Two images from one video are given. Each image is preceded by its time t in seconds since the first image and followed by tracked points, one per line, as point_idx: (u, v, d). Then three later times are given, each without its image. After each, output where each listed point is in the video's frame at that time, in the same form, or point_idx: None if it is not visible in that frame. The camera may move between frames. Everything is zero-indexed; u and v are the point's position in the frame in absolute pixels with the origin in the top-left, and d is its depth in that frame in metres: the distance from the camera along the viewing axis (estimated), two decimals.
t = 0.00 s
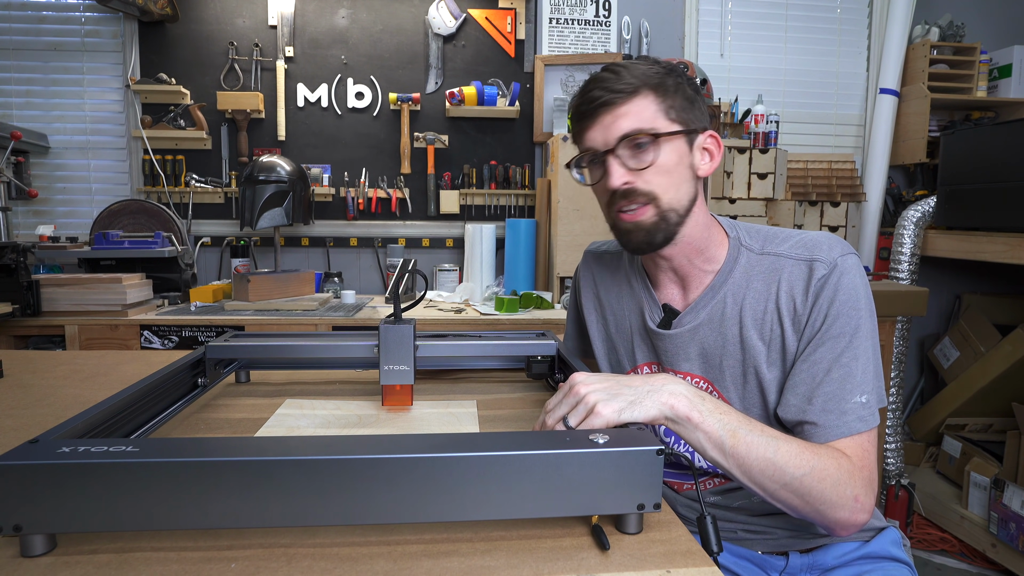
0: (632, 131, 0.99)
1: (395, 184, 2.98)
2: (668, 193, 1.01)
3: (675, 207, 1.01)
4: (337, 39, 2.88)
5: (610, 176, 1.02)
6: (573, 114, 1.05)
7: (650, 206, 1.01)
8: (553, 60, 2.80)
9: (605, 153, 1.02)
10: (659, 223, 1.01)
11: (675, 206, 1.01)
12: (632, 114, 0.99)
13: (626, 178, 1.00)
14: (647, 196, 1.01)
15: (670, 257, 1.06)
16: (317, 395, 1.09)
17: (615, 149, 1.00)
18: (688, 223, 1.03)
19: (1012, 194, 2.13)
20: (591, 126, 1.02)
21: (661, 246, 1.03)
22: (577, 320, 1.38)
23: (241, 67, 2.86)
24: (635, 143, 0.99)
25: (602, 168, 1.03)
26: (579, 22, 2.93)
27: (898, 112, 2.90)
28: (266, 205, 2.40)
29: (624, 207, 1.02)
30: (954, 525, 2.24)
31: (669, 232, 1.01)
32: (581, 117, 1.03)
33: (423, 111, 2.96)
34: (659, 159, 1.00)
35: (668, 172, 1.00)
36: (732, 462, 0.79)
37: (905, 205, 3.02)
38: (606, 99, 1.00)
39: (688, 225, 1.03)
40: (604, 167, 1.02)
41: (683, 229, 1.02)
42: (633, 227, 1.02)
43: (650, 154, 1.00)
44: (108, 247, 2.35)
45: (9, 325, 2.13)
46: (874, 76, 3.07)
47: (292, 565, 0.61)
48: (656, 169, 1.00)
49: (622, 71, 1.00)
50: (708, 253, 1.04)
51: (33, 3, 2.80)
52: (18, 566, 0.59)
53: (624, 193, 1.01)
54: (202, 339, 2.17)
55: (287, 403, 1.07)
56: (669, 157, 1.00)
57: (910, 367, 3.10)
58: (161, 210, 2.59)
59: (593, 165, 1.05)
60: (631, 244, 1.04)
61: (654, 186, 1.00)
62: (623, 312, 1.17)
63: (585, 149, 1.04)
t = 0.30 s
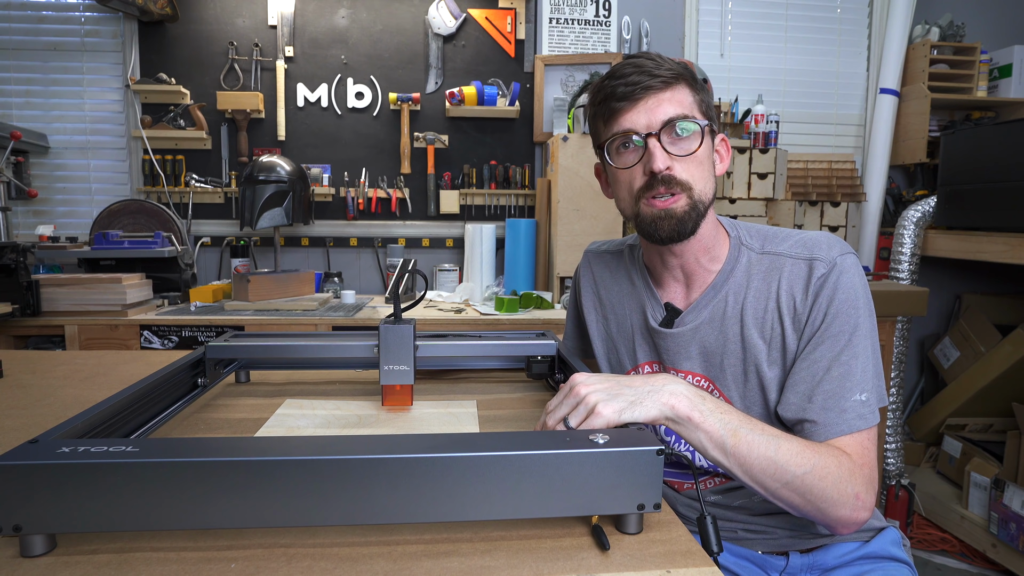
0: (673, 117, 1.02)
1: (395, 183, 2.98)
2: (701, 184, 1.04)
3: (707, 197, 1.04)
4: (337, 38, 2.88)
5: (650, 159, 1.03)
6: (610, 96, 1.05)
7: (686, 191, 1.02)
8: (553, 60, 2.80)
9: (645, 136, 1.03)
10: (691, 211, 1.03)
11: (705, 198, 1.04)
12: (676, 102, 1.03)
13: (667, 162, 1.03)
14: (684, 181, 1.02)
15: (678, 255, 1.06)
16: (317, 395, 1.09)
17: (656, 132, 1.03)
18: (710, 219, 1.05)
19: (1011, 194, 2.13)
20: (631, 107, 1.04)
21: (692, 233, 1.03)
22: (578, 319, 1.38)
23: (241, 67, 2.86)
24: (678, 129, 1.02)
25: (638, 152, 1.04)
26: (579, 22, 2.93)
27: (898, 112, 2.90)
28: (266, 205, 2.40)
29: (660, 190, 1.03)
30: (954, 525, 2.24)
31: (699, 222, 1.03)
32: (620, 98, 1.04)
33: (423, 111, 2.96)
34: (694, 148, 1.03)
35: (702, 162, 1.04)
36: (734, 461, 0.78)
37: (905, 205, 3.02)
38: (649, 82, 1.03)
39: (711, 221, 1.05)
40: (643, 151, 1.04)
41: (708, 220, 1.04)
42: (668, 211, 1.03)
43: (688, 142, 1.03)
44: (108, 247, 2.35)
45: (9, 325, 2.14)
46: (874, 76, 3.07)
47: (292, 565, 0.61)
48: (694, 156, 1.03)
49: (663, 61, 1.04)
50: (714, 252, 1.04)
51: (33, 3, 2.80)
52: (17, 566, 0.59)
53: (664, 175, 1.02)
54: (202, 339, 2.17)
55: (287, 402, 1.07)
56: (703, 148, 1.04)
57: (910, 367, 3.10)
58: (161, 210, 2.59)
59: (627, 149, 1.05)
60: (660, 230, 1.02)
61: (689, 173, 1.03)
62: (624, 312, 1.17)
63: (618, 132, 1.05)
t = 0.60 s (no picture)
0: (672, 117, 1.02)
1: (394, 183, 2.98)
2: (700, 184, 1.04)
3: (706, 197, 1.05)
4: (337, 38, 2.88)
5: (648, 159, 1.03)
6: (609, 96, 1.05)
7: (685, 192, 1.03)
8: (553, 60, 2.80)
9: (643, 136, 1.03)
10: (691, 210, 1.03)
11: (704, 198, 1.04)
12: (675, 102, 1.03)
13: (665, 162, 1.03)
14: (683, 182, 1.03)
15: (677, 256, 1.06)
16: (317, 395, 1.09)
17: (655, 133, 1.03)
18: (710, 218, 1.05)
19: (1012, 194, 2.13)
20: (629, 107, 1.04)
21: (692, 233, 1.03)
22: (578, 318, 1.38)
23: (241, 67, 2.86)
24: (676, 129, 1.02)
25: (636, 153, 1.05)
26: (579, 22, 2.93)
27: (898, 112, 2.90)
28: (266, 205, 2.40)
29: (659, 191, 1.03)
30: (954, 525, 2.24)
31: (699, 221, 1.03)
32: (618, 99, 1.04)
33: (423, 111, 2.96)
34: (693, 148, 1.03)
35: (700, 162, 1.04)
36: (740, 456, 0.77)
37: (905, 205, 3.02)
38: (647, 82, 1.03)
39: (710, 220, 1.05)
40: (642, 151, 1.04)
41: (708, 219, 1.04)
42: (668, 211, 1.02)
43: (687, 141, 1.03)
44: (108, 247, 2.35)
45: (9, 325, 2.14)
46: (874, 76, 3.07)
47: (292, 565, 0.60)
48: (693, 156, 1.03)
49: (660, 60, 1.04)
50: (715, 253, 1.04)
51: (33, 3, 2.80)
52: (17, 566, 0.59)
53: (663, 175, 1.02)
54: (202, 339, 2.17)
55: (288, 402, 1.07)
56: (702, 147, 1.04)
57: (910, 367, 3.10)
58: (161, 210, 2.59)
59: (625, 150, 1.06)
60: (659, 230, 1.03)
61: (688, 173, 1.03)
62: (624, 311, 1.17)
63: (616, 133, 1.06)
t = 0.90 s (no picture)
0: (663, 122, 1.02)
1: (395, 183, 2.98)
2: (695, 187, 1.04)
3: (702, 199, 1.05)
4: (337, 38, 2.88)
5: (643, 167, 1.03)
6: (599, 105, 1.05)
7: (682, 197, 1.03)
8: (553, 60, 2.80)
9: (636, 144, 1.03)
10: (689, 214, 1.03)
11: (701, 200, 1.05)
12: (665, 106, 1.02)
13: (659, 170, 1.02)
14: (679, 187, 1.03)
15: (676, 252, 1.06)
16: (317, 395, 1.09)
17: (648, 139, 1.02)
18: (707, 217, 1.06)
19: (1011, 194, 2.13)
20: (620, 116, 1.03)
21: (689, 237, 1.04)
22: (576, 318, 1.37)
23: (241, 67, 2.86)
24: (668, 135, 1.02)
25: (630, 161, 1.04)
26: (579, 23, 2.93)
27: (898, 112, 2.90)
28: (266, 205, 2.40)
29: (656, 198, 1.03)
30: (954, 525, 2.24)
31: (696, 224, 1.03)
32: (608, 107, 1.03)
33: (423, 111, 2.96)
34: (686, 152, 1.03)
35: (695, 164, 1.04)
36: (714, 402, 0.75)
37: (905, 205, 3.02)
38: (636, 89, 1.02)
39: (707, 219, 1.06)
40: (635, 159, 1.04)
41: (705, 220, 1.05)
42: (666, 217, 1.03)
43: (680, 146, 1.03)
44: (108, 247, 2.35)
45: (9, 325, 2.14)
46: (874, 76, 3.07)
47: (292, 565, 0.60)
48: (687, 160, 1.03)
49: (648, 64, 1.03)
50: (712, 248, 1.05)
51: (33, 3, 2.80)
52: (17, 566, 0.59)
53: (659, 182, 1.02)
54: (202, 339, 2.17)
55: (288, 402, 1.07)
56: (695, 150, 1.04)
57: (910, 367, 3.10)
58: (161, 210, 2.59)
59: (619, 158, 1.05)
60: (658, 236, 1.03)
61: (683, 177, 1.03)
62: (623, 311, 1.17)
63: (608, 142, 1.05)
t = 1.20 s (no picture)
0: (673, 121, 1.00)
1: (394, 183, 2.98)
2: (702, 188, 1.03)
3: (708, 199, 1.04)
4: (337, 39, 2.88)
5: (649, 168, 1.02)
6: (610, 100, 1.03)
7: (687, 198, 1.02)
8: (553, 60, 2.80)
9: (644, 144, 1.02)
10: (690, 216, 1.03)
11: (706, 201, 1.04)
12: (676, 106, 1.00)
13: (665, 171, 1.01)
14: (685, 189, 1.02)
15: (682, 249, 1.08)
16: (317, 395, 1.09)
17: (657, 139, 1.01)
18: (712, 215, 1.06)
19: (1011, 194, 2.13)
20: (631, 113, 1.01)
21: (692, 236, 1.05)
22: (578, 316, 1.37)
23: (241, 67, 2.86)
24: (678, 136, 1.00)
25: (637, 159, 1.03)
26: (579, 22, 2.93)
27: (898, 112, 2.90)
28: (266, 205, 2.40)
29: (661, 198, 1.03)
30: (954, 525, 2.24)
31: (697, 225, 1.03)
32: (620, 104, 1.01)
33: (423, 111, 2.96)
34: (695, 153, 1.01)
35: (703, 165, 1.02)
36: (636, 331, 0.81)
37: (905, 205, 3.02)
38: (648, 87, 0.99)
39: (712, 216, 1.06)
40: (643, 158, 1.03)
41: (709, 219, 1.05)
42: (669, 218, 1.03)
43: (689, 147, 1.01)
44: (108, 247, 2.35)
45: (10, 325, 2.14)
46: (874, 76, 3.07)
47: (292, 565, 0.61)
48: (695, 162, 1.01)
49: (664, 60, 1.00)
50: (717, 243, 1.07)
51: (33, 3, 2.80)
52: (17, 566, 0.59)
53: (663, 183, 1.01)
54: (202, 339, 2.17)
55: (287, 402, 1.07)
56: (704, 150, 1.02)
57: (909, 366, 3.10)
58: (161, 210, 2.59)
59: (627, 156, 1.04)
60: (659, 236, 1.05)
61: (690, 179, 1.02)
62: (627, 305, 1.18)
63: (616, 139, 1.04)
